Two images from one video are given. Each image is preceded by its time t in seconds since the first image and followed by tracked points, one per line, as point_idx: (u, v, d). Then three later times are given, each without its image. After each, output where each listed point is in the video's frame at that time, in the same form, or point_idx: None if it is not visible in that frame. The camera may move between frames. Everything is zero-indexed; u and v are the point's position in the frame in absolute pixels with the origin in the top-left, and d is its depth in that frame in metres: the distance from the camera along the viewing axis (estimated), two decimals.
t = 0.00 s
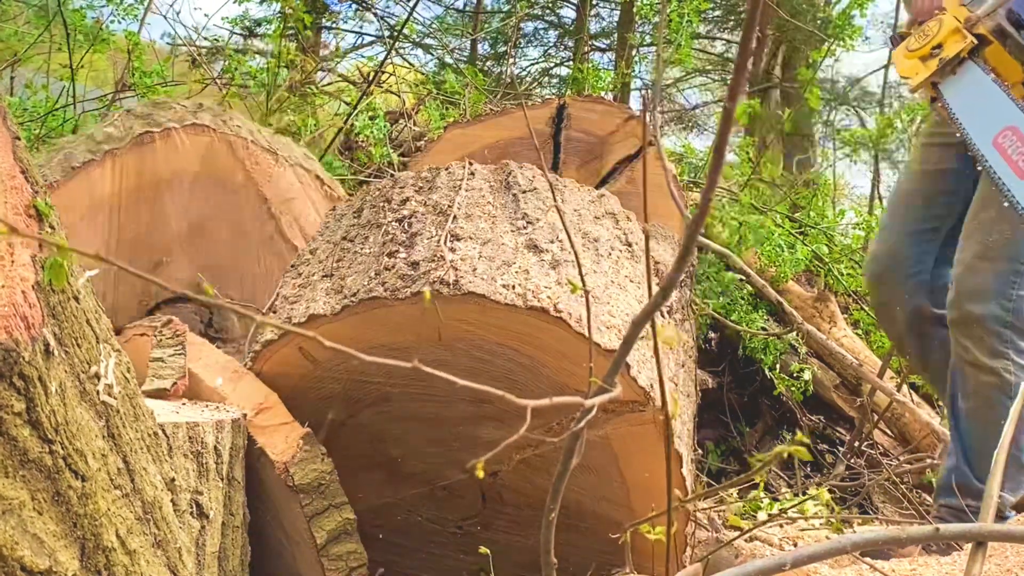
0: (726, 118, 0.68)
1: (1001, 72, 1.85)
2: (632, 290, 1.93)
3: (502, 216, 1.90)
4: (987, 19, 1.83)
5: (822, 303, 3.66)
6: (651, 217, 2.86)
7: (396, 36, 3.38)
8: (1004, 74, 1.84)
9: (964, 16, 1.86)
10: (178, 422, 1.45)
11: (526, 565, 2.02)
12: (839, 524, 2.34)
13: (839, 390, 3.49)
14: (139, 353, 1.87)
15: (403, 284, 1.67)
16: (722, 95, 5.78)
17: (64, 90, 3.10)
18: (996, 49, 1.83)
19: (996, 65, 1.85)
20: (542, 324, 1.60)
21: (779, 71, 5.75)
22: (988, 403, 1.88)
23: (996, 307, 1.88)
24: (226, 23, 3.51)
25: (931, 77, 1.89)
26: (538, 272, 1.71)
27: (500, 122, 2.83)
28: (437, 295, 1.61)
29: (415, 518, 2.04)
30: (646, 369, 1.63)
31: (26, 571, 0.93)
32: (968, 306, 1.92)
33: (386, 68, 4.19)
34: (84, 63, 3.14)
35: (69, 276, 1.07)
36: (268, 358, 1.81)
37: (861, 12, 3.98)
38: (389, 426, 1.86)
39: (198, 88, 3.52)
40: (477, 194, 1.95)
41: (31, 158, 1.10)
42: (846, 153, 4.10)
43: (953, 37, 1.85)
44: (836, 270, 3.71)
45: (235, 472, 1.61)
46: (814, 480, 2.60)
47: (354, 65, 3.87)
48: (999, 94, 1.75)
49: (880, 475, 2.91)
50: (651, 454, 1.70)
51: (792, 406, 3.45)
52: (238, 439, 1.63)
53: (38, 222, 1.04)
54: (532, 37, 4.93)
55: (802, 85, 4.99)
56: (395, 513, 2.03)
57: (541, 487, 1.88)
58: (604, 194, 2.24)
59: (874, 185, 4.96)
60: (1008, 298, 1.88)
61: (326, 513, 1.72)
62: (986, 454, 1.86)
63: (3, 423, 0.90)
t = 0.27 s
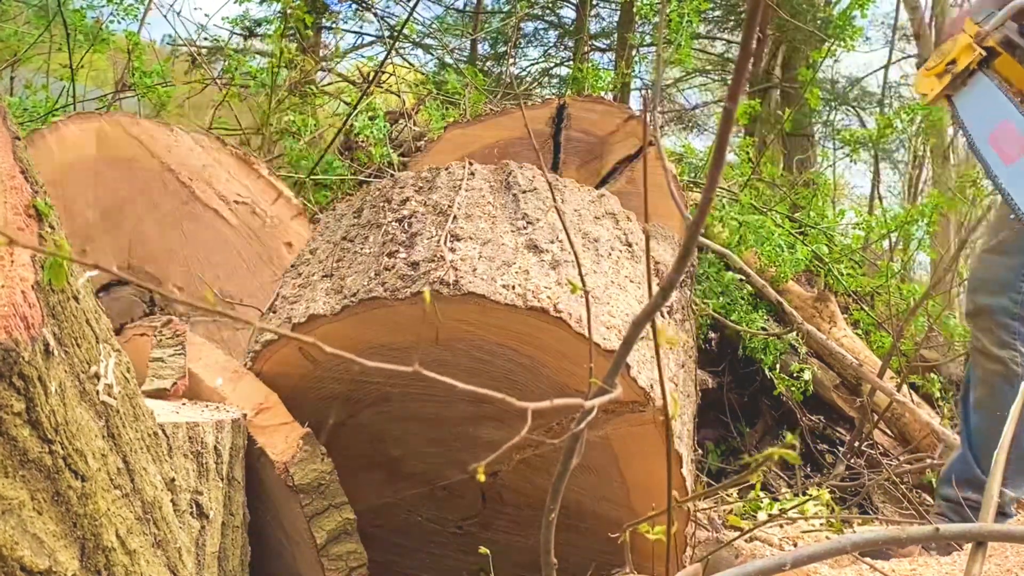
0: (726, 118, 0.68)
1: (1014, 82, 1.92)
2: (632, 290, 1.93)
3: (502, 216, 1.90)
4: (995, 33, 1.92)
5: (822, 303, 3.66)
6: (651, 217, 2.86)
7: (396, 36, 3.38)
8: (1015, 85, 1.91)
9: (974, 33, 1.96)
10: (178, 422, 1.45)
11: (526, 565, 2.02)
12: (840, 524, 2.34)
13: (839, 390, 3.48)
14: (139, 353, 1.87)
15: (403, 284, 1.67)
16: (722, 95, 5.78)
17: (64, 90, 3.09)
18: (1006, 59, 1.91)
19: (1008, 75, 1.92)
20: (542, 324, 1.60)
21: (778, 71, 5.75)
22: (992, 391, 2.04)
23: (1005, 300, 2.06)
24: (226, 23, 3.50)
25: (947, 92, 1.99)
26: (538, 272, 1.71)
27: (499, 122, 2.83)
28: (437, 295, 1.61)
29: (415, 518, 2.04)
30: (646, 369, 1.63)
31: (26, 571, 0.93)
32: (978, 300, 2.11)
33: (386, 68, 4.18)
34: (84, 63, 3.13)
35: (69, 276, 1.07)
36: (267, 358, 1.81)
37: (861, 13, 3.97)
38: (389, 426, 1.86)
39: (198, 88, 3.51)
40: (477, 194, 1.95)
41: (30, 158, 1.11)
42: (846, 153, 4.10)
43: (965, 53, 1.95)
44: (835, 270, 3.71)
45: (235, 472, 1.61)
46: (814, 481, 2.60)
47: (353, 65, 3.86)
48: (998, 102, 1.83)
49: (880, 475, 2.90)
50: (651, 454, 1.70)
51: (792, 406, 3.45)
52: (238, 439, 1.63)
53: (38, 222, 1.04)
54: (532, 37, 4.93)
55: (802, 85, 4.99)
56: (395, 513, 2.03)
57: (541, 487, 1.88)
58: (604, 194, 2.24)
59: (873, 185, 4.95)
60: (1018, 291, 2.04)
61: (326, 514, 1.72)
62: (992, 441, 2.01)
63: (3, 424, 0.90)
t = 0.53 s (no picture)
0: (726, 118, 0.68)
1: (1017, 77, 2.38)
2: (632, 290, 1.93)
3: (502, 216, 1.90)
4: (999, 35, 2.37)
5: (822, 303, 3.66)
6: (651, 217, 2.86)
7: (396, 36, 3.37)
8: None
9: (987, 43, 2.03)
10: (178, 422, 1.45)
11: (525, 565, 2.02)
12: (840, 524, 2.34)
13: (840, 390, 3.48)
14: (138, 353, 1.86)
15: (403, 284, 1.67)
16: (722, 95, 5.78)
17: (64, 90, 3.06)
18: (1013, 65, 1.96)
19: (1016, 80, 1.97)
20: (541, 323, 1.60)
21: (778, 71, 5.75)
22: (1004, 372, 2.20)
23: (1001, 283, 2.28)
24: (226, 23, 3.50)
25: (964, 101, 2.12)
26: (538, 272, 1.71)
27: (498, 122, 2.83)
28: (437, 295, 1.61)
29: (415, 518, 2.04)
30: (646, 369, 1.64)
31: (26, 571, 0.92)
32: (981, 285, 2.34)
33: (386, 68, 4.18)
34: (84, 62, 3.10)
35: (69, 276, 1.07)
36: (267, 358, 1.81)
37: (861, 13, 3.97)
38: (389, 426, 1.86)
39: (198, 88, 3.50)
40: (477, 194, 1.95)
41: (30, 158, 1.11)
42: (847, 153, 4.09)
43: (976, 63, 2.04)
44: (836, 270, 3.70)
45: (235, 472, 1.61)
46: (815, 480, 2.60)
47: (354, 65, 3.86)
48: (993, 110, 2.14)
49: (880, 475, 2.90)
50: (650, 454, 1.70)
51: (792, 406, 3.45)
52: (238, 438, 1.63)
53: (38, 222, 1.04)
54: (532, 37, 4.93)
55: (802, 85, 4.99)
56: (395, 513, 2.03)
57: (541, 487, 1.88)
58: (604, 194, 2.24)
59: (873, 185, 4.95)
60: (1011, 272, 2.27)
61: (326, 514, 1.72)
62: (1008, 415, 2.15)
63: (3, 424, 0.90)
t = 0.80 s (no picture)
0: (726, 119, 0.68)
1: (1000, 98, 1.91)
2: (632, 290, 1.93)
3: (502, 216, 1.90)
4: (975, 52, 1.90)
5: (821, 303, 3.66)
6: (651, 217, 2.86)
7: (396, 36, 3.37)
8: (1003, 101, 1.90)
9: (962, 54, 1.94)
10: (178, 422, 1.45)
11: (525, 565, 2.02)
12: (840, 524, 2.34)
13: (839, 390, 3.48)
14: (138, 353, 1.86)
15: (403, 284, 1.67)
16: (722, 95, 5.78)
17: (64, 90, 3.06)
18: (989, 77, 1.90)
19: (994, 92, 1.92)
20: (541, 323, 1.60)
21: (778, 71, 5.75)
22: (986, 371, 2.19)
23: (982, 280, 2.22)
24: (226, 23, 3.50)
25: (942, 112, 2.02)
26: (538, 272, 1.71)
27: (498, 122, 2.83)
28: (437, 294, 1.61)
29: (415, 518, 2.04)
30: (646, 370, 1.64)
31: (26, 571, 0.92)
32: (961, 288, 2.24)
33: (386, 68, 4.18)
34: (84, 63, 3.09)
35: (69, 276, 1.07)
36: (267, 358, 1.81)
37: (861, 13, 3.97)
38: (390, 426, 1.86)
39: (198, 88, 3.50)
40: (477, 194, 1.95)
41: (31, 158, 1.11)
42: (847, 153, 4.09)
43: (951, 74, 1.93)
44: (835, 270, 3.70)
45: (235, 472, 1.61)
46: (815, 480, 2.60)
47: (354, 65, 3.86)
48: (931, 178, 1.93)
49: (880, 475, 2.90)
50: (650, 454, 1.70)
51: (792, 406, 3.45)
52: (238, 438, 1.63)
53: (38, 222, 1.04)
54: (532, 37, 4.93)
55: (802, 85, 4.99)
56: (394, 512, 2.03)
57: (541, 487, 1.88)
58: (604, 194, 2.24)
59: (873, 185, 4.95)
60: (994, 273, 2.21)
61: (326, 513, 1.72)
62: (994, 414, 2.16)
63: (3, 423, 0.90)
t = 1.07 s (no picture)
0: (726, 118, 0.68)
1: (994, 89, 1.65)
2: (632, 290, 1.93)
3: (502, 216, 1.90)
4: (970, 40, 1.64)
5: (822, 303, 3.66)
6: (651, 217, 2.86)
7: (396, 36, 3.37)
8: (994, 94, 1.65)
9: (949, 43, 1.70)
10: (178, 422, 1.45)
11: (525, 565, 2.02)
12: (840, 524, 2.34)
13: (839, 390, 3.48)
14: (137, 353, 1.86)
15: (403, 284, 1.67)
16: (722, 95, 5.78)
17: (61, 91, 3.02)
18: (982, 68, 1.63)
19: (986, 83, 1.65)
20: (541, 323, 1.60)
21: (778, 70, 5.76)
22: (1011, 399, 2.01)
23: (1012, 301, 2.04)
24: (226, 23, 3.49)
25: (930, 105, 1.77)
26: (538, 272, 1.71)
27: (498, 122, 2.83)
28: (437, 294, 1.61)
29: (415, 518, 2.04)
30: (646, 370, 1.64)
31: (26, 571, 0.92)
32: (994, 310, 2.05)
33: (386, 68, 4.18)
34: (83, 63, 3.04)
35: (69, 276, 1.07)
36: (268, 358, 1.81)
37: (861, 13, 3.97)
38: (390, 427, 1.86)
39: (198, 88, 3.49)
40: (477, 194, 1.95)
41: (31, 158, 1.11)
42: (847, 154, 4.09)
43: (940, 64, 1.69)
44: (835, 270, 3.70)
45: (235, 472, 1.61)
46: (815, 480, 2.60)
47: (354, 65, 3.86)
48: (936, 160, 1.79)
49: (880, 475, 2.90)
50: (650, 454, 1.70)
51: (792, 406, 3.45)
52: (238, 438, 1.63)
53: (38, 222, 1.04)
54: (532, 37, 4.92)
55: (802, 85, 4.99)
56: (394, 512, 2.03)
57: (541, 487, 1.88)
58: (604, 194, 2.24)
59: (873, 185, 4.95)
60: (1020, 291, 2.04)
61: (326, 513, 1.72)
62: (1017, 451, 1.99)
63: (3, 423, 0.90)
